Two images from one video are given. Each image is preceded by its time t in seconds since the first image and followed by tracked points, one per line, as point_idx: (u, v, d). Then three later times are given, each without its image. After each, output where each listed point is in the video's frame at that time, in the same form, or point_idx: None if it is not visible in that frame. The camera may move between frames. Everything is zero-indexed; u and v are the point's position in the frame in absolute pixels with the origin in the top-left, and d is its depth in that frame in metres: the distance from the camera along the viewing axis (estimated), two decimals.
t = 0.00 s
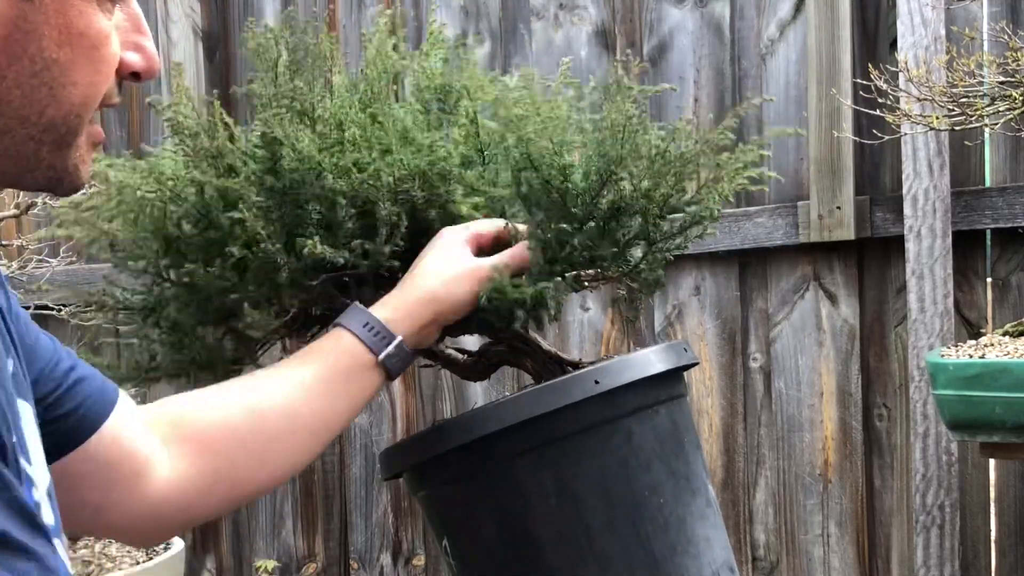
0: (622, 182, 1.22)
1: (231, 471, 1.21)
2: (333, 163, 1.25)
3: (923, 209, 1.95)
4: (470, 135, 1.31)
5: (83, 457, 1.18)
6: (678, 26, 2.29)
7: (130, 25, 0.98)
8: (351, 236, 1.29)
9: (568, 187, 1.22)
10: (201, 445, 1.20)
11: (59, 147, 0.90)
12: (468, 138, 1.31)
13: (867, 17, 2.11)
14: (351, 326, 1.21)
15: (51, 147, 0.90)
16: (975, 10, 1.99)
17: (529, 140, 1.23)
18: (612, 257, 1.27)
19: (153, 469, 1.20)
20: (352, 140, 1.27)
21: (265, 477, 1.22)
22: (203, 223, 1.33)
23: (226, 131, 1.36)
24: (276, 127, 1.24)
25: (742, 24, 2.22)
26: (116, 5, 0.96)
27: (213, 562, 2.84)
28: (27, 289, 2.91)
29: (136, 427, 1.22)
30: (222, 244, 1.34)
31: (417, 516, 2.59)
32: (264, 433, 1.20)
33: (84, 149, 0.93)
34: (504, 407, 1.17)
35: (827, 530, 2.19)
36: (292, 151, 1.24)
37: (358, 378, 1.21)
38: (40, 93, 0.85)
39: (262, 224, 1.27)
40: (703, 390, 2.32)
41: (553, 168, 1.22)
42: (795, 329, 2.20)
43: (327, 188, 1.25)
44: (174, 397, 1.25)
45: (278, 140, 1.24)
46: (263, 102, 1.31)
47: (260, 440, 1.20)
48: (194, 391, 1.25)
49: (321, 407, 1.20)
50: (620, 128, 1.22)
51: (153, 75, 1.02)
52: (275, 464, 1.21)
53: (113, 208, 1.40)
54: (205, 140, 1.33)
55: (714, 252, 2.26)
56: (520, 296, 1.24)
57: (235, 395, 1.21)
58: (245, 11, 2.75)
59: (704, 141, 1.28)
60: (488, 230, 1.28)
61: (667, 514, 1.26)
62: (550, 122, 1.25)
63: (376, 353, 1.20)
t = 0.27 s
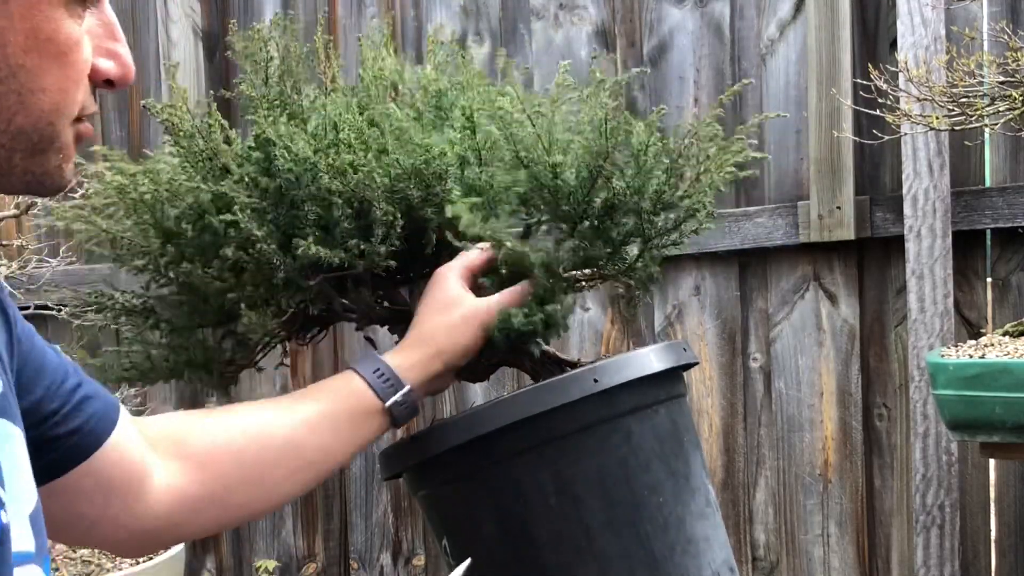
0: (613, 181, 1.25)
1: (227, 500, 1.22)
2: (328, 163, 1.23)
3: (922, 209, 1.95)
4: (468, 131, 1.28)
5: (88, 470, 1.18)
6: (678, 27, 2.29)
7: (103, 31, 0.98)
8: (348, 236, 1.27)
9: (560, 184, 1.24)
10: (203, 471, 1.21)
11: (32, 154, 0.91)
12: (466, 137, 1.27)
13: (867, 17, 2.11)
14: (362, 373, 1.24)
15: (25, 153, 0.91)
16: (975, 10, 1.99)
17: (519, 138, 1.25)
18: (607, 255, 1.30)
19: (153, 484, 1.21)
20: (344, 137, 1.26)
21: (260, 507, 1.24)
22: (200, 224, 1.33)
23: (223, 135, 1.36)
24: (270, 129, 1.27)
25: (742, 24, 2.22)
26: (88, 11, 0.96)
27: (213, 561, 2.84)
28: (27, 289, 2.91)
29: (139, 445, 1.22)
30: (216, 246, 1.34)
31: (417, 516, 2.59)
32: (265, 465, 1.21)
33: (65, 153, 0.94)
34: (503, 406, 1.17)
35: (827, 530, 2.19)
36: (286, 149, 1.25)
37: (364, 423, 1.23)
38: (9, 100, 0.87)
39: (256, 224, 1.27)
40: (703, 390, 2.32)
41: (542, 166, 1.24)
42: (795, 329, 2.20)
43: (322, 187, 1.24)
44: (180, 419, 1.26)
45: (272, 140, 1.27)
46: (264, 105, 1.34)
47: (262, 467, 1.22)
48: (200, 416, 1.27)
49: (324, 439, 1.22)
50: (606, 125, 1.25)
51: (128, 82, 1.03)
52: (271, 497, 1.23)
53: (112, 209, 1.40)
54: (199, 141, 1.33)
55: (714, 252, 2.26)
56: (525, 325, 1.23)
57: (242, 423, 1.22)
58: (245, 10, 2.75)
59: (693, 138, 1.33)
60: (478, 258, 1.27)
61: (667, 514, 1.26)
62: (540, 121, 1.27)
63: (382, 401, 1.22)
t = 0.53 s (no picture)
0: (615, 177, 1.25)
1: (242, 495, 1.20)
2: (329, 163, 1.24)
3: (923, 209, 1.95)
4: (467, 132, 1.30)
5: (98, 471, 1.18)
6: (679, 27, 2.29)
7: (82, 37, 0.98)
8: (349, 235, 1.27)
9: (561, 179, 1.23)
10: (217, 466, 1.20)
11: (10, 163, 0.93)
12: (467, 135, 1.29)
13: (867, 17, 2.11)
14: (379, 364, 1.22)
15: (3, 163, 0.93)
16: (975, 10, 1.99)
17: (521, 135, 1.24)
18: (608, 252, 1.30)
19: (166, 478, 1.19)
20: (346, 138, 1.27)
21: (275, 501, 1.22)
22: (200, 223, 1.34)
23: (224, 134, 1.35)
24: (272, 127, 1.26)
25: (742, 24, 2.22)
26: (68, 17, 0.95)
27: (213, 561, 2.84)
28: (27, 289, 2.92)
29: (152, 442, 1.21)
30: (218, 244, 1.34)
31: (417, 516, 2.59)
32: (280, 459, 1.19)
33: (43, 164, 0.96)
34: (503, 406, 1.17)
35: (827, 530, 2.19)
36: (288, 148, 1.24)
37: (378, 415, 1.22)
38: None
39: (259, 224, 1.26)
40: (703, 390, 2.32)
41: (543, 160, 1.23)
42: (795, 329, 2.20)
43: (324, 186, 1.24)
44: (192, 415, 1.25)
45: (274, 139, 1.25)
46: (266, 105, 1.34)
47: (275, 462, 1.20)
48: (212, 411, 1.25)
49: (338, 435, 1.20)
50: (609, 120, 1.24)
51: (109, 88, 1.02)
52: (288, 491, 1.21)
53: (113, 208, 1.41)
54: (200, 141, 1.32)
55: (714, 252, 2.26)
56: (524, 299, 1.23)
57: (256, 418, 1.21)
58: (245, 10, 2.75)
59: (699, 138, 1.31)
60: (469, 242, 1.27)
61: (667, 514, 1.26)
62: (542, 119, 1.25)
63: (399, 392, 1.21)
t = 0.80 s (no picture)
0: (614, 185, 1.28)
1: (235, 506, 1.20)
2: (328, 167, 1.23)
3: (923, 209, 1.95)
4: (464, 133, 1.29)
5: (92, 479, 1.18)
6: (679, 26, 2.29)
7: (83, 41, 0.98)
8: (348, 239, 1.27)
9: (560, 190, 1.27)
10: (209, 477, 1.20)
11: (5, 174, 0.94)
12: (465, 136, 1.28)
13: (867, 17, 2.11)
14: (369, 382, 1.21)
15: None
16: (975, 10, 1.99)
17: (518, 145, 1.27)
18: (608, 258, 1.32)
19: (154, 487, 1.19)
20: (343, 141, 1.27)
21: (264, 513, 1.22)
22: (198, 228, 1.35)
23: (220, 137, 1.33)
24: (269, 132, 1.26)
25: (742, 24, 2.22)
26: (68, 22, 0.95)
27: (213, 561, 2.84)
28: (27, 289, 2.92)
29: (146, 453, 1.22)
30: (217, 250, 1.34)
31: (417, 516, 2.59)
32: (273, 470, 1.20)
33: (36, 175, 0.97)
34: (501, 408, 1.17)
35: (827, 530, 2.19)
36: (286, 153, 1.24)
37: (371, 429, 1.21)
38: None
39: (257, 229, 1.26)
40: (703, 390, 2.32)
41: (541, 171, 1.26)
42: (795, 329, 2.20)
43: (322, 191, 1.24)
44: (186, 426, 1.25)
45: (272, 143, 1.26)
46: (262, 107, 1.33)
47: (263, 473, 1.20)
48: (206, 422, 1.25)
49: (326, 447, 1.20)
50: (606, 130, 1.26)
51: (109, 92, 1.02)
52: (280, 502, 1.21)
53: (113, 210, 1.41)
54: (197, 146, 1.33)
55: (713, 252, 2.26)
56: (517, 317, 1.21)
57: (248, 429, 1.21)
58: (245, 10, 2.75)
59: (696, 143, 1.33)
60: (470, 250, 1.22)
61: (667, 515, 1.26)
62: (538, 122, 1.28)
63: (389, 409, 1.19)
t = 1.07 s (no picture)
0: (611, 181, 1.26)
1: (219, 494, 1.22)
2: (325, 165, 1.23)
3: (923, 209, 1.95)
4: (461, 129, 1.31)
5: (86, 479, 1.18)
6: (678, 26, 2.29)
7: (96, 41, 0.98)
8: (345, 238, 1.26)
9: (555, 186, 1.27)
10: (192, 468, 1.21)
11: (16, 177, 0.93)
12: (462, 137, 1.30)
13: (867, 17, 2.11)
14: (346, 365, 1.24)
15: (12, 177, 0.93)
16: (975, 10, 1.99)
17: (513, 141, 1.27)
18: (605, 257, 1.30)
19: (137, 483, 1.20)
20: (342, 139, 1.27)
21: (248, 502, 1.24)
22: (197, 226, 1.34)
23: (219, 136, 1.33)
24: (266, 131, 1.27)
25: (742, 24, 2.22)
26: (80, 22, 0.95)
27: (213, 561, 2.84)
28: (28, 288, 2.92)
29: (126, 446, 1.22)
30: (215, 249, 1.33)
31: (417, 516, 2.59)
32: (255, 458, 1.21)
33: (50, 177, 0.97)
34: (500, 405, 1.17)
35: (827, 530, 2.19)
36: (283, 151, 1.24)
37: (349, 413, 1.23)
38: None
39: (255, 227, 1.26)
40: (703, 390, 2.32)
41: (537, 167, 1.27)
42: (795, 329, 2.20)
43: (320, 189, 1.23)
44: (164, 417, 1.26)
45: (269, 142, 1.26)
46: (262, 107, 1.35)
47: (245, 463, 1.21)
48: (184, 413, 1.26)
49: (308, 434, 1.22)
50: (601, 127, 1.27)
51: (121, 92, 1.02)
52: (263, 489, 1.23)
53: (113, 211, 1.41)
54: (195, 145, 1.33)
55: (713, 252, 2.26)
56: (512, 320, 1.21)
57: (227, 418, 1.22)
58: (245, 10, 2.75)
59: (689, 137, 1.34)
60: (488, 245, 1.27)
61: (667, 515, 1.26)
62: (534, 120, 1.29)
63: (366, 393, 1.22)
